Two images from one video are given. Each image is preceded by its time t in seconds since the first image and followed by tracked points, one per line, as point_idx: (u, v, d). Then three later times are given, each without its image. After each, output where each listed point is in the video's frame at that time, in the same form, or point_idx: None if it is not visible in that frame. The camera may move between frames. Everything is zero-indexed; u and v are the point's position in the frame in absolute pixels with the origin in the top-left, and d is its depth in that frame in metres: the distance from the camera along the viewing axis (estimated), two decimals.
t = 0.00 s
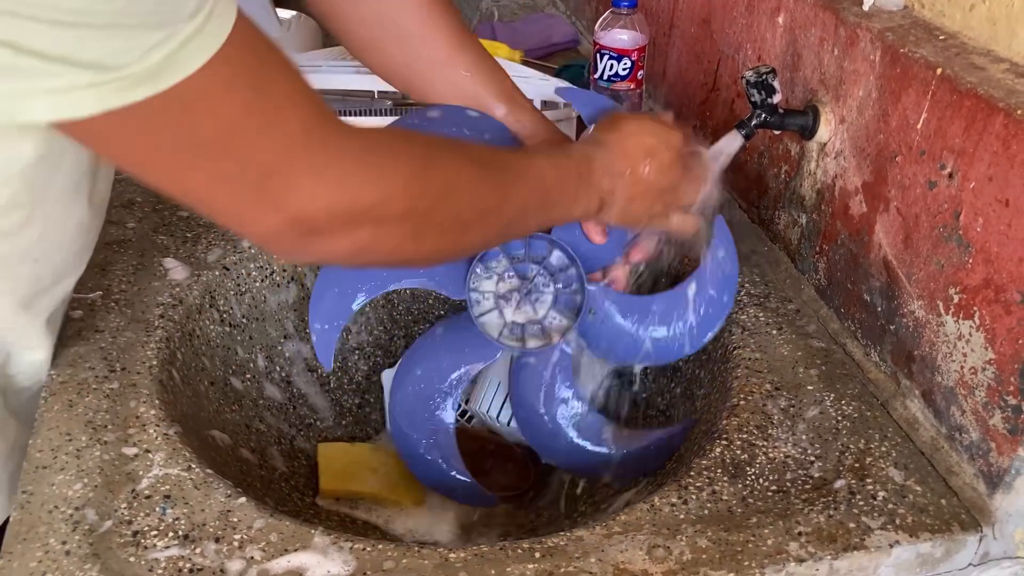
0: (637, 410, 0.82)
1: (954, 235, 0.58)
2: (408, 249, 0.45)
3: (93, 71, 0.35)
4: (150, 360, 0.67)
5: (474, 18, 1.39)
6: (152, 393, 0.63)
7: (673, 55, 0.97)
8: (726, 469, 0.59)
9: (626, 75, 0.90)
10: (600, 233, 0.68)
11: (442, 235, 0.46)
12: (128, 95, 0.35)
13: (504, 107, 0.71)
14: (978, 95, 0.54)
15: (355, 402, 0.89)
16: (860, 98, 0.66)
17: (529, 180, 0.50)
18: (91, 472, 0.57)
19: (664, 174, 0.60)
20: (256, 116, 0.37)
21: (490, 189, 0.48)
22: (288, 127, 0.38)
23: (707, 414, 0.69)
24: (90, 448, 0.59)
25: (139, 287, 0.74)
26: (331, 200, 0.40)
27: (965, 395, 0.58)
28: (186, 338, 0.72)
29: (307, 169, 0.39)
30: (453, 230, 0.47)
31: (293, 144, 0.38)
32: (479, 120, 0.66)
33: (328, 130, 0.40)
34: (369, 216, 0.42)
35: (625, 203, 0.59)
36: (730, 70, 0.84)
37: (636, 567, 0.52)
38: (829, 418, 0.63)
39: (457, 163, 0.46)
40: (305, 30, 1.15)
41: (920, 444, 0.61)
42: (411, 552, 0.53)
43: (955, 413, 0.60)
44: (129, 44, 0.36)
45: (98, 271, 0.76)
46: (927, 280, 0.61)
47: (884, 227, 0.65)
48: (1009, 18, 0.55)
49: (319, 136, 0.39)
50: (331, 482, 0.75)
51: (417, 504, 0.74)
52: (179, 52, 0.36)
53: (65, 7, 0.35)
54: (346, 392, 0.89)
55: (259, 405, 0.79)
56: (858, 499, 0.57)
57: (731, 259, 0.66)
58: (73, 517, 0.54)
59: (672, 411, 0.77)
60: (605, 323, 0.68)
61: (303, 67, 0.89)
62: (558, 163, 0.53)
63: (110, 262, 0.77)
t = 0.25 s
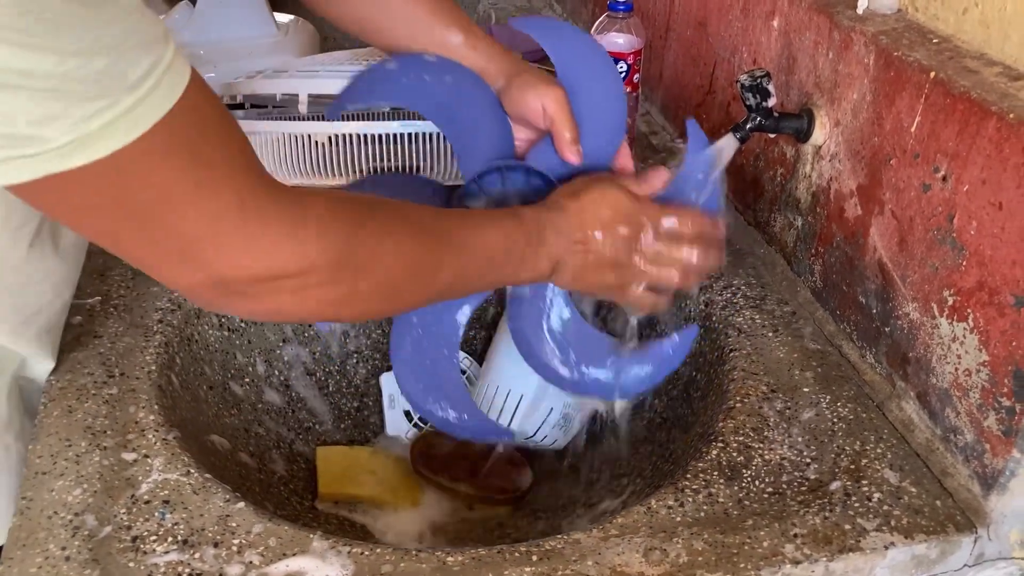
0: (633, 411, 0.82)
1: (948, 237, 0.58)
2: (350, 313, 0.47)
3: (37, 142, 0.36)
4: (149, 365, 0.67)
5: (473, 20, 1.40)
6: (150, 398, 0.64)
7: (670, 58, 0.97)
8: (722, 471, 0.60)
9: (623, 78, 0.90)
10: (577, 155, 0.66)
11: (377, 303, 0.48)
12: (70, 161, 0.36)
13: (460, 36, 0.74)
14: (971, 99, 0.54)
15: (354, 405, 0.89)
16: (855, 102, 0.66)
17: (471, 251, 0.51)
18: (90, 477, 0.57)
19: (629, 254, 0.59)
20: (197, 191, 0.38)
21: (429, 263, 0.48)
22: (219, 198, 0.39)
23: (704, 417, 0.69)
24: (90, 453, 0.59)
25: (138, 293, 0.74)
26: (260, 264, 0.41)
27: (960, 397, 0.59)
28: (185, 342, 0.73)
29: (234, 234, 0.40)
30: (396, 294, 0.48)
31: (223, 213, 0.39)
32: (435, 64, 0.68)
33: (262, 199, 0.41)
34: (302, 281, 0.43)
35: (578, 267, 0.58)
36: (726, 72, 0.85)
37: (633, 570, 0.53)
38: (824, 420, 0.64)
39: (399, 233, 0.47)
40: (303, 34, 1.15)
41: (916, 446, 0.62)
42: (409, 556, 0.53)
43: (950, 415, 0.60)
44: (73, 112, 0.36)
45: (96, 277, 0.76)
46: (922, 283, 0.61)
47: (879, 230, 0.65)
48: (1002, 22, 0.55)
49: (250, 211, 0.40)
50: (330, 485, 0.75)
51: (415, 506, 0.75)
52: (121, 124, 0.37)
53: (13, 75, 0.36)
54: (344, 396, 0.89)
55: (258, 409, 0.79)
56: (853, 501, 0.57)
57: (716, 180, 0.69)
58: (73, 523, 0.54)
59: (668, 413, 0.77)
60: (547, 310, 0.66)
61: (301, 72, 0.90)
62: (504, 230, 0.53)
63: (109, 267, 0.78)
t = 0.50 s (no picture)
0: (628, 412, 0.82)
1: (942, 236, 0.58)
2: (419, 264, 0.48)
3: (62, 130, 0.36)
4: (140, 369, 0.66)
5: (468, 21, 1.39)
6: (141, 402, 0.63)
7: (663, 57, 0.97)
8: (717, 472, 0.59)
9: (616, 77, 0.90)
10: (553, 150, 0.63)
11: (434, 256, 0.49)
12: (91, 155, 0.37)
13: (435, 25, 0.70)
14: (964, 96, 0.54)
15: (348, 408, 0.89)
16: (848, 100, 0.66)
17: (530, 218, 0.53)
18: (80, 482, 0.57)
19: (663, 236, 0.64)
20: (270, 134, 0.38)
21: (484, 215, 0.49)
22: (292, 146, 0.39)
23: (699, 418, 0.69)
24: (80, 458, 0.59)
25: (129, 296, 0.74)
26: (337, 214, 0.42)
27: (955, 396, 0.58)
28: (177, 345, 0.72)
29: (313, 184, 0.40)
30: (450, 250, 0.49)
31: (300, 162, 0.40)
32: (409, 58, 0.64)
33: (334, 150, 0.41)
34: (375, 233, 0.44)
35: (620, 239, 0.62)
36: (720, 71, 0.84)
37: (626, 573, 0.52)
38: (820, 420, 0.63)
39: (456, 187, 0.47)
40: (297, 35, 1.15)
41: (911, 446, 0.61)
42: (400, 560, 0.53)
43: (945, 414, 0.59)
44: (134, 91, 0.36)
45: (88, 280, 0.76)
46: (916, 282, 0.60)
47: (874, 228, 0.65)
48: (995, 19, 0.55)
49: (326, 160, 0.41)
50: (324, 489, 0.74)
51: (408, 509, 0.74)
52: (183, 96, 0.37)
53: (65, 66, 0.35)
54: (339, 398, 0.88)
55: (251, 412, 0.79)
56: (848, 501, 0.57)
57: (681, 139, 0.71)
58: (63, 528, 0.54)
59: (663, 414, 0.77)
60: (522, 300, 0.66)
61: (293, 74, 0.89)
62: (563, 204, 0.56)
63: (100, 270, 0.77)
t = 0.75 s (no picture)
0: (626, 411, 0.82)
1: (937, 235, 0.58)
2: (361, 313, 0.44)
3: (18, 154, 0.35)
4: (138, 372, 0.67)
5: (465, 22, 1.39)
6: (139, 405, 0.63)
7: (659, 57, 0.97)
8: (714, 472, 0.60)
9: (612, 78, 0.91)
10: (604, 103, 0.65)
11: (377, 308, 0.45)
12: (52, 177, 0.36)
13: (440, 31, 0.71)
14: (958, 95, 0.54)
15: (347, 409, 0.89)
16: (843, 99, 0.66)
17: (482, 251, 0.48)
18: (79, 486, 0.57)
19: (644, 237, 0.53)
20: (176, 192, 0.37)
21: (427, 265, 0.45)
22: (212, 207, 0.37)
23: (696, 417, 0.69)
24: (78, 461, 0.59)
25: (127, 300, 0.74)
26: (262, 275, 0.40)
27: (951, 394, 0.58)
28: (175, 348, 0.72)
29: (215, 238, 0.38)
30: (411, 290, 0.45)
31: (219, 224, 0.38)
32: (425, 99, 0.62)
33: (255, 207, 0.39)
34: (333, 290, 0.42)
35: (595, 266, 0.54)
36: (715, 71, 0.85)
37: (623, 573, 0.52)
38: (817, 419, 0.63)
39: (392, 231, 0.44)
40: (294, 38, 1.15)
41: (907, 444, 0.61)
42: (398, 561, 0.53)
43: (941, 413, 0.60)
44: (61, 119, 0.36)
45: (86, 284, 0.76)
46: (911, 280, 0.61)
47: (869, 227, 0.65)
48: (988, 18, 0.55)
49: (251, 226, 0.39)
50: (323, 490, 0.75)
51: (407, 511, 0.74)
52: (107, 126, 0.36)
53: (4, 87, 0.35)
54: (337, 400, 0.88)
55: (249, 415, 0.79)
56: (845, 500, 0.57)
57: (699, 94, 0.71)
58: (62, 532, 0.54)
59: (660, 414, 0.77)
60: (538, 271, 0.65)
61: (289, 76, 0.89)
62: (524, 241, 0.51)
63: (99, 274, 0.78)
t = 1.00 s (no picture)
0: (624, 411, 0.82)
1: (933, 232, 0.58)
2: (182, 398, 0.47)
3: None
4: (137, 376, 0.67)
5: (464, 24, 1.39)
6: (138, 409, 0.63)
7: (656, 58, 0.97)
8: (713, 471, 0.60)
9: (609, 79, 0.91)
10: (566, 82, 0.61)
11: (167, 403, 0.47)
12: None
13: (395, 24, 0.72)
14: (953, 93, 0.54)
15: (347, 411, 0.89)
16: (839, 98, 0.66)
17: (288, 366, 0.49)
18: (78, 489, 0.57)
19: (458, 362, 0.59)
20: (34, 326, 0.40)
21: (216, 376, 0.47)
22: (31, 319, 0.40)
23: (695, 417, 0.69)
24: (77, 465, 0.59)
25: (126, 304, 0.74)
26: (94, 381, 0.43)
27: (948, 391, 0.58)
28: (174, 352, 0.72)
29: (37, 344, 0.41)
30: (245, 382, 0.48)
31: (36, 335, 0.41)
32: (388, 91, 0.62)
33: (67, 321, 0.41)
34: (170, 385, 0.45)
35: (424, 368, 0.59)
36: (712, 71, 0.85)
37: (623, 572, 0.52)
38: (815, 417, 0.63)
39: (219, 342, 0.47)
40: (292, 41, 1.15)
41: (906, 441, 0.62)
42: (398, 563, 0.53)
43: (939, 410, 0.60)
44: None
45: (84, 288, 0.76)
46: (908, 278, 0.61)
47: (866, 226, 0.65)
48: (983, 15, 0.55)
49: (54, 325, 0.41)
50: (323, 492, 0.75)
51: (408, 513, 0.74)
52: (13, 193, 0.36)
53: None
54: (337, 402, 0.88)
55: (248, 417, 0.79)
56: (844, 498, 0.57)
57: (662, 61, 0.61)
58: (61, 535, 0.54)
59: (659, 413, 0.77)
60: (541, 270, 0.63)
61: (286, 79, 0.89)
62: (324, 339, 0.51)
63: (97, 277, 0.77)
